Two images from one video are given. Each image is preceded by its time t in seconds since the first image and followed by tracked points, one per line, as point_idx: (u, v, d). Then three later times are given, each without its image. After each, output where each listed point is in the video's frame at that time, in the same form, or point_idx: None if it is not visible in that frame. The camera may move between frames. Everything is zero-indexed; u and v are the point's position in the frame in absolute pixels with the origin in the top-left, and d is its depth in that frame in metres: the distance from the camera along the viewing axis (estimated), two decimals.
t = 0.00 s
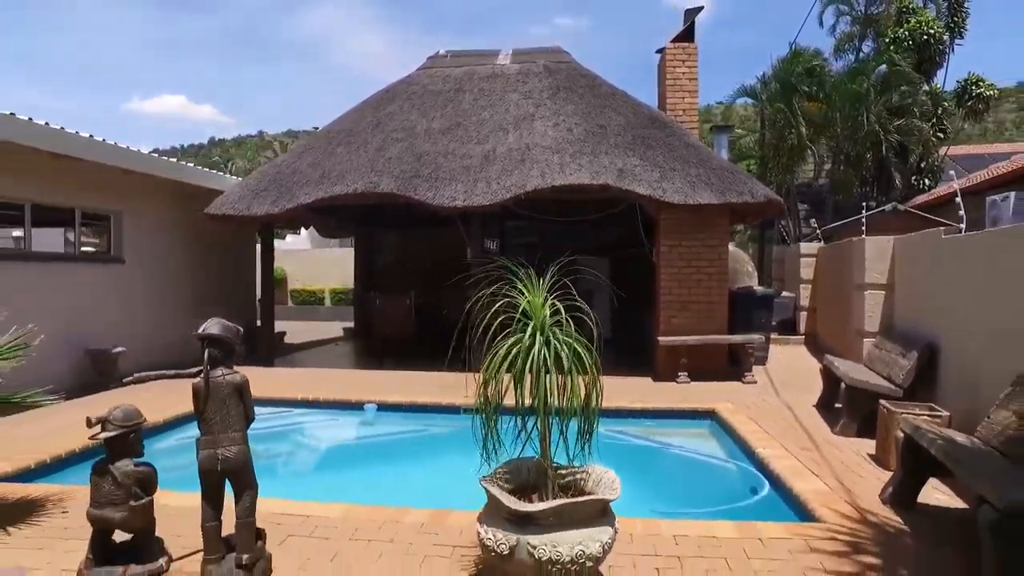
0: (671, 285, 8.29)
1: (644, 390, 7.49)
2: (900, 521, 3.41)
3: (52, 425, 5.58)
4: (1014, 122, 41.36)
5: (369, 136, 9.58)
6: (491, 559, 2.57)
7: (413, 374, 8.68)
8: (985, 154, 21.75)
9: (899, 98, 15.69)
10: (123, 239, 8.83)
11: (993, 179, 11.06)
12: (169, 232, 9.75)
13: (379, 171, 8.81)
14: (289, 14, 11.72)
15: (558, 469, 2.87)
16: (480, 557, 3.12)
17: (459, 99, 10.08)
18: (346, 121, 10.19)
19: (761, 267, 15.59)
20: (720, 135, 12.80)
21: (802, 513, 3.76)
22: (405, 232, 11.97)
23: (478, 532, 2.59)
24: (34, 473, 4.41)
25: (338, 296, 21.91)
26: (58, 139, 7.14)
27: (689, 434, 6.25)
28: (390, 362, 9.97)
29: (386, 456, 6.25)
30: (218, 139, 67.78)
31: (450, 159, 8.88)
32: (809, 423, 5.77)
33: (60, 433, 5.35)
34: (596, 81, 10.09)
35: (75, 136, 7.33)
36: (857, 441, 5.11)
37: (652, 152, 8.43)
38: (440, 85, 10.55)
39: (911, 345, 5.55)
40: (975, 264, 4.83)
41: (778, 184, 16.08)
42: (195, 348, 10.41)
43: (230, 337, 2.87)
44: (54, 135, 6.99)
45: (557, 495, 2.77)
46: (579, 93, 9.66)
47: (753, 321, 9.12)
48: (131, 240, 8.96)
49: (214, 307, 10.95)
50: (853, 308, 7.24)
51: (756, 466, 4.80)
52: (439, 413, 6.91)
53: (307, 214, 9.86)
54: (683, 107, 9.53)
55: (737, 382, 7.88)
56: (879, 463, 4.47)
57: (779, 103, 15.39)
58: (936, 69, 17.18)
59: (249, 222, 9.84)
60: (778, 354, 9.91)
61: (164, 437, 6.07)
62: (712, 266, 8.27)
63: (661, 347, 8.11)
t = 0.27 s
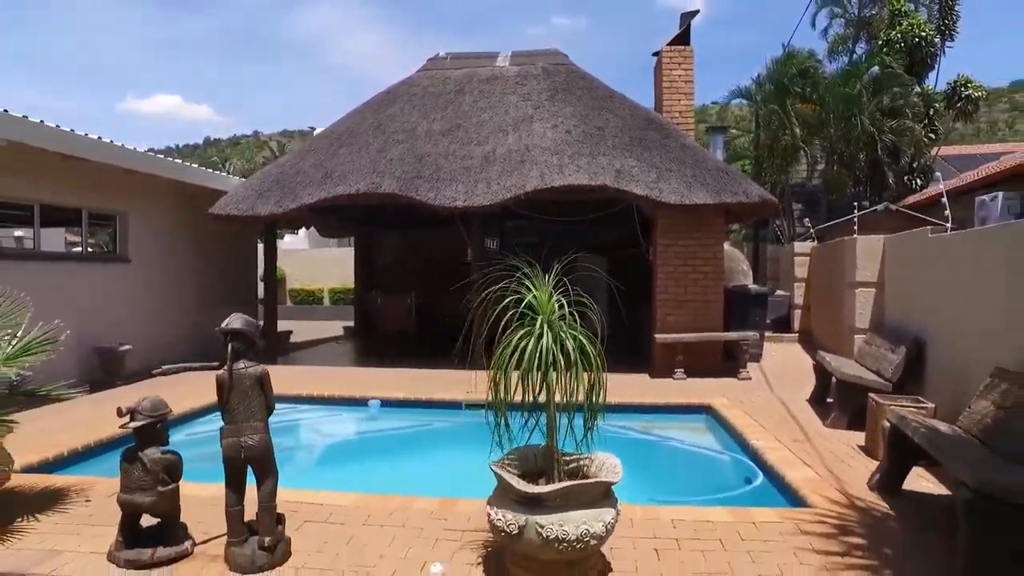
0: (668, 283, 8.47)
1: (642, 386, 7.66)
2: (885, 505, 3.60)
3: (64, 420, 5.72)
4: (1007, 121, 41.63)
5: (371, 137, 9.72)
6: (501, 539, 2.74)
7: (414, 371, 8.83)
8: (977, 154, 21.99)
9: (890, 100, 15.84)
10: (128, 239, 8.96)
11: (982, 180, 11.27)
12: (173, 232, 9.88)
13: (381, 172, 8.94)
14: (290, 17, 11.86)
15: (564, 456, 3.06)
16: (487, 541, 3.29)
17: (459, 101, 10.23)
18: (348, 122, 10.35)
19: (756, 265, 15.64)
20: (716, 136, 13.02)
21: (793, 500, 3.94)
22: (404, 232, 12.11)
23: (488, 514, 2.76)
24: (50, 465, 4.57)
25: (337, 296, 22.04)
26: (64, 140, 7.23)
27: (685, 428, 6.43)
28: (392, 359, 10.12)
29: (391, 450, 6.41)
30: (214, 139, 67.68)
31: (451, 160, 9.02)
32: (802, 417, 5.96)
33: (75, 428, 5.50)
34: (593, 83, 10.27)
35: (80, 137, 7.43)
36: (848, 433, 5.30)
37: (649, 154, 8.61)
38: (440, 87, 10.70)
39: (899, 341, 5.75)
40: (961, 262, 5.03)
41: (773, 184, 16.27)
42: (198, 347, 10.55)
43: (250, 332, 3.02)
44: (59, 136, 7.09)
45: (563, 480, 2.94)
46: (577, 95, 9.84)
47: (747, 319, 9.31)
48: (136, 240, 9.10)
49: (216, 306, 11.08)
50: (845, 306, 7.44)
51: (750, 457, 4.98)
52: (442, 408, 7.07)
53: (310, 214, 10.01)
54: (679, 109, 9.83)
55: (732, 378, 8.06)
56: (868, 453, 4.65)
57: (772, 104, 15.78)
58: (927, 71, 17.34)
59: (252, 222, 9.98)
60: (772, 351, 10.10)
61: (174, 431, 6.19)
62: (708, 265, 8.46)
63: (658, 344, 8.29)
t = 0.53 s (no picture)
0: (665, 283, 8.62)
1: (640, 384, 7.80)
2: (872, 496, 3.75)
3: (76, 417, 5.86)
4: (1002, 120, 41.89)
5: (372, 139, 9.84)
6: (504, 526, 2.88)
7: (415, 370, 8.96)
8: (971, 155, 22.23)
9: (885, 101, 16.08)
10: (133, 240, 9.09)
11: (975, 181, 11.45)
12: (176, 233, 10.01)
13: (382, 173, 9.05)
14: (291, 18, 11.99)
15: (563, 448, 3.22)
16: (491, 530, 3.44)
17: (459, 104, 10.36)
18: (350, 124, 10.48)
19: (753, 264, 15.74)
20: (712, 137, 13.15)
21: (784, 491, 4.09)
22: (404, 233, 12.23)
23: (491, 502, 2.91)
24: (64, 458, 4.73)
25: (336, 296, 22.17)
26: (64, 141, 7.32)
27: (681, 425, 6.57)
28: (393, 358, 10.27)
29: (395, 445, 6.55)
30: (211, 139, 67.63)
31: (451, 162, 9.13)
32: (795, 413, 6.10)
33: (87, 424, 5.66)
34: (591, 85, 10.42)
35: (80, 138, 7.52)
36: (840, 429, 5.45)
37: (646, 156, 8.75)
38: (439, 90, 10.83)
39: (889, 338, 5.91)
40: (947, 262, 5.20)
41: (769, 184, 16.45)
42: (200, 347, 10.67)
43: (264, 330, 3.17)
44: (67, 139, 7.25)
45: (562, 470, 3.10)
46: (575, 97, 9.98)
47: (743, 319, 9.46)
48: (141, 240, 9.23)
49: (219, 306, 11.21)
50: (838, 305, 7.59)
51: (744, 452, 5.13)
52: (443, 406, 7.22)
53: (312, 215, 10.14)
54: (676, 112, 10.04)
55: (728, 376, 8.21)
56: (858, 448, 4.80)
57: (769, 106, 15.83)
58: (921, 73, 17.58)
59: (255, 223, 10.11)
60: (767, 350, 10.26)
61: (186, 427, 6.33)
62: (704, 265, 8.61)
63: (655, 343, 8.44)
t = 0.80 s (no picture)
0: (662, 282, 8.74)
1: (638, 383, 7.92)
2: (861, 489, 3.87)
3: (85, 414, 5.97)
4: (1000, 119, 42.06)
5: (374, 141, 9.95)
6: (504, 516, 3.00)
7: (417, 369, 9.08)
8: (967, 154, 22.38)
9: (881, 101, 16.21)
10: (138, 240, 9.21)
11: (970, 181, 11.58)
12: (180, 233, 10.11)
13: (383, 174, 9.15)
14: (292, 19, 12.09)
15: (562, 442, 3.34)
16: (492, 522, 3.56)
17: (459, 106, 10.47)
18: (351, 126, 10.59)
19: (751, 264, 15.87)
20: (709, 138, 13.22)
21: (777, 485, 4.20)
22: (405, 233, 12.34)
23: (493, 494, 3.03)
24: (74, 454, 4.85)
25: (336, 296, 22.28)
26: (71, 144, 7.44)
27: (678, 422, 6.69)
28: (394, 357, 10.39)
29: (397, 442, 6.68)
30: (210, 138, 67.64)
31: (451, 163, 9.23)
32: (789, 410, 6.22)
33: (96, 421, 5.77)
34: (590, 87, 10.54)
35: (87, 141, 7.64)
36: (832, 425, 5.57)
37: (644, 157, 8.87)
38: (440, 91, 10.95)
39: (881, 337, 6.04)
40: (937, 261, 5.33)
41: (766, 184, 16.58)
42: (203, 347, 10.78)
43: (272, 329, 3.28)
44: (74, 141, 7.38)
45: (561, 463, 3.22)
46: (574, 99, 10.10)
47: (740, 318, 9.58)
48: (145, 241, 9.34)
49: (221, 306, 11.32)
50: (832, 304, 7.72)
51: (739, 448, 5.24)
52: (444, 403, 7.34)
53: (314, 216, 10.26)
54: (674, 113, 10.20)
55: (725, 375, 8.32)
56: (849, 443, 4.92)
57: (767, 106, 15.81)
58: (917, 73, 17.77)
59: (257, 223, 10.22)
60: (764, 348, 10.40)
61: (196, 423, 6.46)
62: (702, 264, 8.73)
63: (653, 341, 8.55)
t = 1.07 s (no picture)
0: (662, 282, 8.83)
1: (637, 382, 8.00)
2: (855, 486, 3.95)
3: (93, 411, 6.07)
4: (998, 118, 42.16)
5: (375, 143, 10.03)
6: (507, 512, 3.09)
7: (418, 369, 9.16)
8: (965, 154, 22.49)
9: (879, 102, 16.30)
10: (142, 241, 9.29)
11: (967, 181, 11.68)
12: (184, 234, 10.21)
13: (385, 176, 9.23)
14: (292, 18, 12.14)
15: (561, 440, 3.44)
16: (494, 518, 3.65)
17: (459, 108, 10.55)
18: (353, 128, 10.67)
19: (750, 265, 15.89)
20: (708, 139, 13.28)
21: (773, 483, 4.29)
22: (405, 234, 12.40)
23: (495, 490, 3.12)
24: (83, 452, 4.95)
25: (337, 296, 22.36)
26: (78, 147, 7.54)
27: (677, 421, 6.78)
28: (395, 357, 10.47)
29: (399, 441, 6.76)
30: (210, 138, 67.64)
31: (452, 165, 9.30)
32: (787, 409, 6.31)
33: (105, 420, 5.88)
34: (589, 89, 10.64)
35: (93, 144, 7.74)
36: (828, 424, 5.66)
37: (642, 158, 8.95)
38: (440, 93, 11.03)
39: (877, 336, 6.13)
40: (931, 262, 5.42)
41: (765, 185, 16.68)
42: (206, 347, 10.86)
43: (279, 330, 3.37)
44: (80, 144, 7.48)
45: (561, 460, 3.31)
46: (574, 101, 10.19)
47: (739, 318, 9.66)
48: (149, 242, 9.43)
49: (224, 306, 11.40)
50: (829, 304, 7.81)
51: (736, 446, 5.33)
52: (446, 403, 7.42)
53: (316, 217, 10.35)
54: (672, 115, 10.32)
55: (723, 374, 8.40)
56: (845, 441, 5.01)
57: (766, 106, 15.90)
58: (915, 74, 17.93)
59: (260, 225, 10.30)
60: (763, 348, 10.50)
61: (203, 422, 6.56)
62: (700, 264, 8.82)
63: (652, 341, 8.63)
